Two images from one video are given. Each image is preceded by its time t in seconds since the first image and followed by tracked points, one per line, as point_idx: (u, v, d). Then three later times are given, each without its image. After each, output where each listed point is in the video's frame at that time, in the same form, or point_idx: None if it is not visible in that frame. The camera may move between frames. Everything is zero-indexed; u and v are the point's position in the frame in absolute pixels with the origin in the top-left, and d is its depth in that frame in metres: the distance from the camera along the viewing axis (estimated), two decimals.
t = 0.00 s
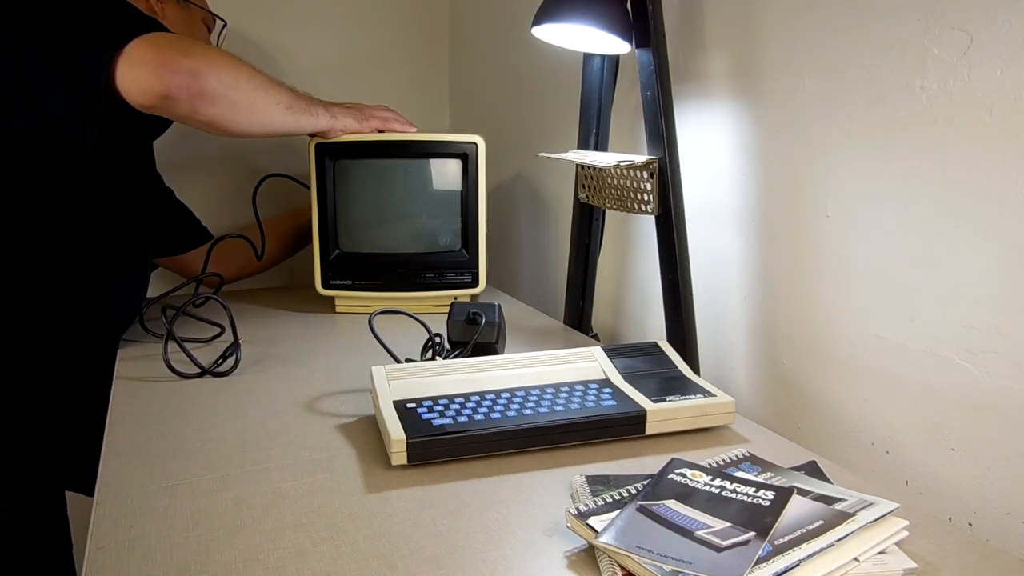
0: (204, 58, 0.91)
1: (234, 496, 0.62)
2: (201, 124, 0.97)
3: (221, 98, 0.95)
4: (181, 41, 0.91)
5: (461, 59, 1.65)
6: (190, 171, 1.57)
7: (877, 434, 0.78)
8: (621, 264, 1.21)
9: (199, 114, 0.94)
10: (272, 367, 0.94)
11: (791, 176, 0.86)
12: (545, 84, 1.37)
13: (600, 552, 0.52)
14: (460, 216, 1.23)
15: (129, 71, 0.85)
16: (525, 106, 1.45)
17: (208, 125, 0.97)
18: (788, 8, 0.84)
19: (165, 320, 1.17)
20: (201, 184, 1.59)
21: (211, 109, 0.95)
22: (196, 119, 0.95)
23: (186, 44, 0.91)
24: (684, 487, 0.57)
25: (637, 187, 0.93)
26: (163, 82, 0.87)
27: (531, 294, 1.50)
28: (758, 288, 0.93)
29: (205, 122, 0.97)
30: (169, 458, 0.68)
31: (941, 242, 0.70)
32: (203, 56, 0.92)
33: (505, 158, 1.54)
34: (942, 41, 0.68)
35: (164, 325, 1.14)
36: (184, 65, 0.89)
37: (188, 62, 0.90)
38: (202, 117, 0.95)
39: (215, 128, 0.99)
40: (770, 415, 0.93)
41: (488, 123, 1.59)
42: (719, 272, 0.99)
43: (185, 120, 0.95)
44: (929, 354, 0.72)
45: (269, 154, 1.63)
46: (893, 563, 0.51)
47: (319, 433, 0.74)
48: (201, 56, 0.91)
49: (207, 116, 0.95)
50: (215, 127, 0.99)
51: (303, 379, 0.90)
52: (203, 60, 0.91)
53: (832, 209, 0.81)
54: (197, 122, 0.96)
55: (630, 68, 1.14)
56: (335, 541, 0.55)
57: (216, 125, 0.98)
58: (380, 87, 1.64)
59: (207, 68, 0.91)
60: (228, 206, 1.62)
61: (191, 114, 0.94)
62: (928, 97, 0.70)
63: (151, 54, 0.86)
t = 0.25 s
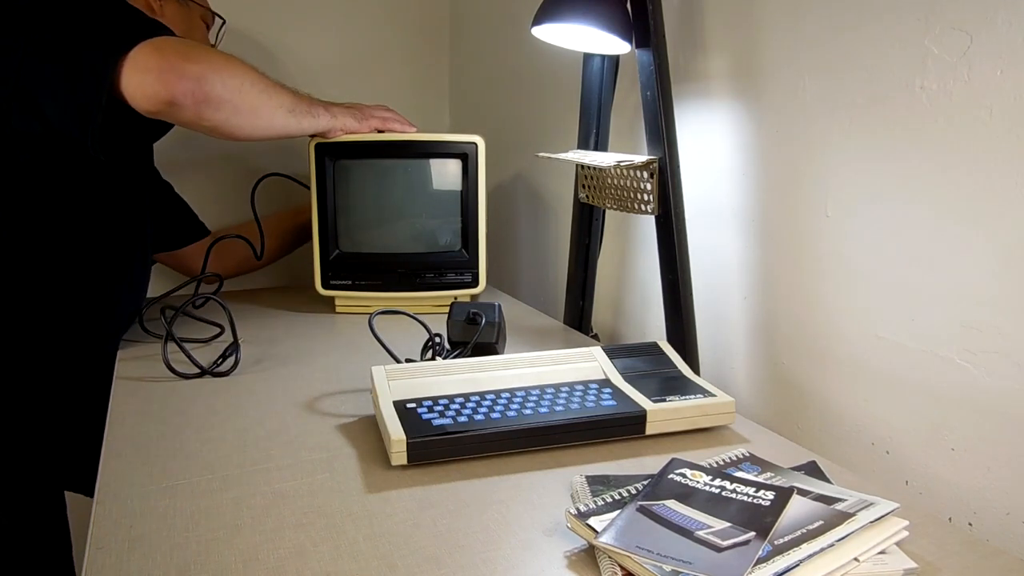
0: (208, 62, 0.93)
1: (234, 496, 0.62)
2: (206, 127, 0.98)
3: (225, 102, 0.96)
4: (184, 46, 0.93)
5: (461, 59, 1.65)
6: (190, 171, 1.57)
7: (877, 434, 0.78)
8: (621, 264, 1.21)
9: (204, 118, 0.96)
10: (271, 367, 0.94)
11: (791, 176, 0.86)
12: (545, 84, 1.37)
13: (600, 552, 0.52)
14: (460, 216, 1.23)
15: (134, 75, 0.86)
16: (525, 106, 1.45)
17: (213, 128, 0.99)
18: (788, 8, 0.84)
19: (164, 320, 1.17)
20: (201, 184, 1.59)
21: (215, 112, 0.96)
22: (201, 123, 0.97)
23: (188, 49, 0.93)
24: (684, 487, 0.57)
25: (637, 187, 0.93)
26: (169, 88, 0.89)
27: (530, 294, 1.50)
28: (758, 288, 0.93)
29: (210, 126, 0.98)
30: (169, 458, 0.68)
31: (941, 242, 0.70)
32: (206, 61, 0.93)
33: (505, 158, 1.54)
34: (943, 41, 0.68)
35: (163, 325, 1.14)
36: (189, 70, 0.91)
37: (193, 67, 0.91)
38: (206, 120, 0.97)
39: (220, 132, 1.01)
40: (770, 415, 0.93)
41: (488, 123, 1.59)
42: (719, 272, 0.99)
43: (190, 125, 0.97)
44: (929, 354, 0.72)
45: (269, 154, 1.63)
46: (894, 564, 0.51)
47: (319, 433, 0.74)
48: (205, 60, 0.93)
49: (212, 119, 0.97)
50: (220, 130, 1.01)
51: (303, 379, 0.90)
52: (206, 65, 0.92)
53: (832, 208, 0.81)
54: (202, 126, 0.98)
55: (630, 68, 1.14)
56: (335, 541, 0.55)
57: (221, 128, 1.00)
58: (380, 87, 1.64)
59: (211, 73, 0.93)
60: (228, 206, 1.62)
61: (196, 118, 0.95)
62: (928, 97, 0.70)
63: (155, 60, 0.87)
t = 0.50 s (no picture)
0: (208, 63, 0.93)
1: (234, 496, 0.62)
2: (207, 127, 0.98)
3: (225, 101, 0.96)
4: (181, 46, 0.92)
5: (461, 59, 1.65)
6: (190, 171, 1.57)
7: (877, 434, 0.78)
8: (621, 264, 1.21)
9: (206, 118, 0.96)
10: (272, 367, 0.94)
11: (791, 176, 0.86)
12: (545, 84, 1.37)
13: (600, 552, 0.52)
14: (460, 216, 1.23)
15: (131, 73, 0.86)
16: (525, 106, 1.45)
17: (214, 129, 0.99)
18: (788, 8, 0.84)
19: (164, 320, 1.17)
20: (200, 184, 1.59)
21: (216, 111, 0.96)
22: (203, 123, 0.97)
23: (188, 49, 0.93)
24: (684, 487, 0.57)
25: (637, 187, 0.93)
26: (169, 88, 0.89)
27: (530, 294, 1.50)
28: (759, 288, 0.93)
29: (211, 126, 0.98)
30: (169, 458, 0.68)
31: (941, 242, 0.70)
32: (205, 61, 0.93)
33: (505, 158, 1.54)
34: (942, 41, 0.68)
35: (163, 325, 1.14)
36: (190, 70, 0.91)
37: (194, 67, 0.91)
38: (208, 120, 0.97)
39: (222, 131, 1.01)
40: (770, 415, 0.93)
41: (488, 123, 1.59)
42: (720, 272, 0.99)
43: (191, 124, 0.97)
44: (928, 354, 0.72)
45: (269, 154, 1.63)
46: (894, 564, 0.51)
47: (319, 433, 0.74)
48: (205, 60, 0.93)
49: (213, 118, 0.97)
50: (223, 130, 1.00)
51: (304, 379, 0.90)
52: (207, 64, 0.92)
53: (832, 209, 0.81)
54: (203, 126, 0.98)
55: (630, 68, 1.14)
56: (335, 541, 0.55)
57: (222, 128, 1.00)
58: (380, 87, 1.64)
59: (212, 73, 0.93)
60: (228, 206, 1.62)
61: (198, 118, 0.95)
62: (928, 97, 0.70)
63: (155, 60, 0.87)
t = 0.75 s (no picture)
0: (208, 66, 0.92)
1: (234, 496, 0.62)
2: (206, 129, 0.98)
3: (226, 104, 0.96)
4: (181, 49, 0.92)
5: (461, 59, 1.65)
6: (191, 171, 1.57)
7: (877, 434, 0.78)
8: (621, 264, 1.21)
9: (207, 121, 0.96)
10: (272, 367, 0.94)
11: (791, 176, 0.86)
12: (545, 84, 1.37)
13: (600, 552, 0.52)
14: (460, 216, 1.23)
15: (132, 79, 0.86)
16: (525, 106, 1.45)
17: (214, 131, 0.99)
18: (789, 8, 0.84)
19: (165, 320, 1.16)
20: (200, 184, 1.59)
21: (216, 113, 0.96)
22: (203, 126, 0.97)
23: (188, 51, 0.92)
24: (684, 487, 0.57)
25: (637, 187, 0.93)
26: (169, 92, 0.89)
27: (531, 294, 1.50)
28: (759, 288, 0.93)
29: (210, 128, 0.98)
30: (169, 458, 0.68)
31: (941, 242, 0.70)
32: (206, 64, 0.92)
33: (505, 158, 1.54)
34: (942, 41, 0.68)
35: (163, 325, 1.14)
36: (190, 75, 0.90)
37: (194, 72, 0.91)
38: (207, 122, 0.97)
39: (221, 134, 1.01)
40: (770, 415, 0.93)
41: (488, 123, 1.59)
42: (720, 272, 0.99)
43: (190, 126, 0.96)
44: (929, 354, 0.72)
45: (269, 154, 1.63)
46: (894, 564, 0.51)
47: (320, 433, 0.74)
48: (206, 63, 0.92)
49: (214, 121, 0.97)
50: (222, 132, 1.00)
51: (304, 379, 0.90)
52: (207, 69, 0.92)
53: (832, 209, 0.81)
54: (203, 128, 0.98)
55: (630, 68, 1.14)
56: (335, 541, 0.55)
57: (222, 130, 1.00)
58: (380, 87, 1.64)
59: (212, 77, 0.93)
60: (228, 206, 1.62)
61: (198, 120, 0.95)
62: (928, 97, 0.70)
63: (154, 63, 0.87)
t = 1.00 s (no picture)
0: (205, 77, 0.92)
1: (234, 496, 0.62)
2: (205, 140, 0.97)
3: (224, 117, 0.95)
4: (173, 59, 0.91)
5: (461, 59, 1.65)
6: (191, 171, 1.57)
7: (877, 434, 0.78)
8: (621, 264, 1.21)
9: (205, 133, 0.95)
10: (272, 367, 0.94)
11: (791, 176, 0.86)
12: (545, 84, 1.37)
13: (600, 552, 0.52)
14: (460, 216, 1.23)
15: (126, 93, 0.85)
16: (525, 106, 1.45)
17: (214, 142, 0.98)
18: (789, 8, 0.84)
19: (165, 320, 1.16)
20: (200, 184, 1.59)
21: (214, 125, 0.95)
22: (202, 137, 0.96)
23: (181, 63, 0.91)
24: (684, 487, 0.57)
25: (637, 187, 0.93)
26: (166, 108, 0.88)
27: (531, 294, 1.50)
28: (759, 288, 0.93)
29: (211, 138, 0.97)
30: (169, 458, 0.68)
31: (941, 242, 0.70)
32: (200, 75, 0.91)
33: (505, 158, 1.54)
34: (943, 41, 0.68)
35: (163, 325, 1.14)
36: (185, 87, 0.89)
37: (191, 87, 0.90)
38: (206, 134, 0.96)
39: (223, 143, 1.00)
40: (770, 415, 0.93)
41: (488, 123, 1.59)
42: (719, 272, 0.99)
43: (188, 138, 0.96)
44: (929, 354, 0.72)
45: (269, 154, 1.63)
46: (894, 564, 0.51)
47: (320, 433, 0.74)
48: (200, 75, 0.91)
49: (214, 132, 0.96)
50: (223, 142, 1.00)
51: (304, 379, 0.90)
52: (204, 80, 0.91)
53: (832, 209, 0.81)
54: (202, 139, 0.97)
55: (630, 68, 1.14)
56: (335, 541, 0.55)
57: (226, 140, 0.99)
58: (380, 87, 1.64)
59: (211, 90, 0.92)
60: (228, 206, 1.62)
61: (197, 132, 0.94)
62: (928, 97, 0.70)
63: (150, 79, 0.87)
